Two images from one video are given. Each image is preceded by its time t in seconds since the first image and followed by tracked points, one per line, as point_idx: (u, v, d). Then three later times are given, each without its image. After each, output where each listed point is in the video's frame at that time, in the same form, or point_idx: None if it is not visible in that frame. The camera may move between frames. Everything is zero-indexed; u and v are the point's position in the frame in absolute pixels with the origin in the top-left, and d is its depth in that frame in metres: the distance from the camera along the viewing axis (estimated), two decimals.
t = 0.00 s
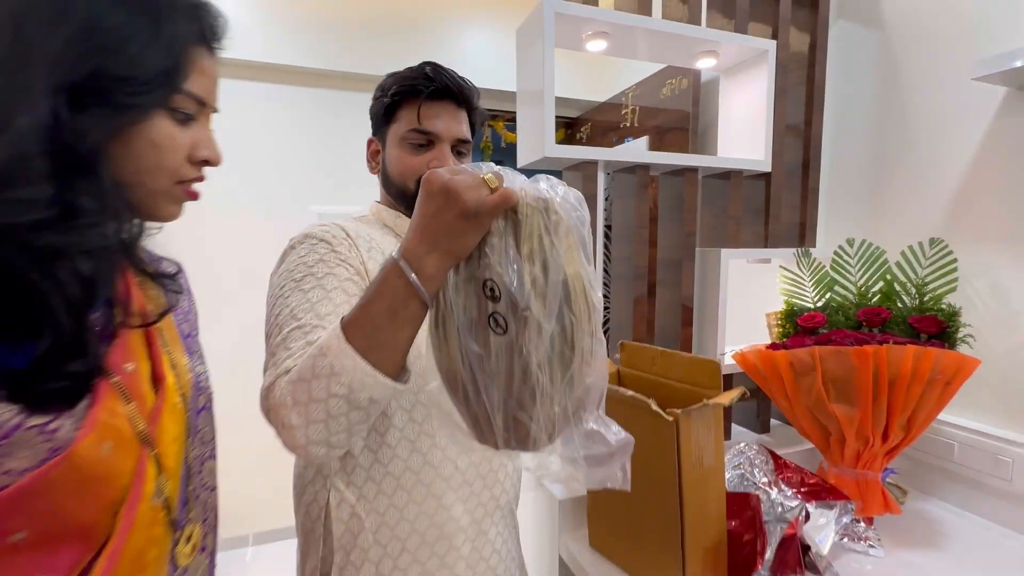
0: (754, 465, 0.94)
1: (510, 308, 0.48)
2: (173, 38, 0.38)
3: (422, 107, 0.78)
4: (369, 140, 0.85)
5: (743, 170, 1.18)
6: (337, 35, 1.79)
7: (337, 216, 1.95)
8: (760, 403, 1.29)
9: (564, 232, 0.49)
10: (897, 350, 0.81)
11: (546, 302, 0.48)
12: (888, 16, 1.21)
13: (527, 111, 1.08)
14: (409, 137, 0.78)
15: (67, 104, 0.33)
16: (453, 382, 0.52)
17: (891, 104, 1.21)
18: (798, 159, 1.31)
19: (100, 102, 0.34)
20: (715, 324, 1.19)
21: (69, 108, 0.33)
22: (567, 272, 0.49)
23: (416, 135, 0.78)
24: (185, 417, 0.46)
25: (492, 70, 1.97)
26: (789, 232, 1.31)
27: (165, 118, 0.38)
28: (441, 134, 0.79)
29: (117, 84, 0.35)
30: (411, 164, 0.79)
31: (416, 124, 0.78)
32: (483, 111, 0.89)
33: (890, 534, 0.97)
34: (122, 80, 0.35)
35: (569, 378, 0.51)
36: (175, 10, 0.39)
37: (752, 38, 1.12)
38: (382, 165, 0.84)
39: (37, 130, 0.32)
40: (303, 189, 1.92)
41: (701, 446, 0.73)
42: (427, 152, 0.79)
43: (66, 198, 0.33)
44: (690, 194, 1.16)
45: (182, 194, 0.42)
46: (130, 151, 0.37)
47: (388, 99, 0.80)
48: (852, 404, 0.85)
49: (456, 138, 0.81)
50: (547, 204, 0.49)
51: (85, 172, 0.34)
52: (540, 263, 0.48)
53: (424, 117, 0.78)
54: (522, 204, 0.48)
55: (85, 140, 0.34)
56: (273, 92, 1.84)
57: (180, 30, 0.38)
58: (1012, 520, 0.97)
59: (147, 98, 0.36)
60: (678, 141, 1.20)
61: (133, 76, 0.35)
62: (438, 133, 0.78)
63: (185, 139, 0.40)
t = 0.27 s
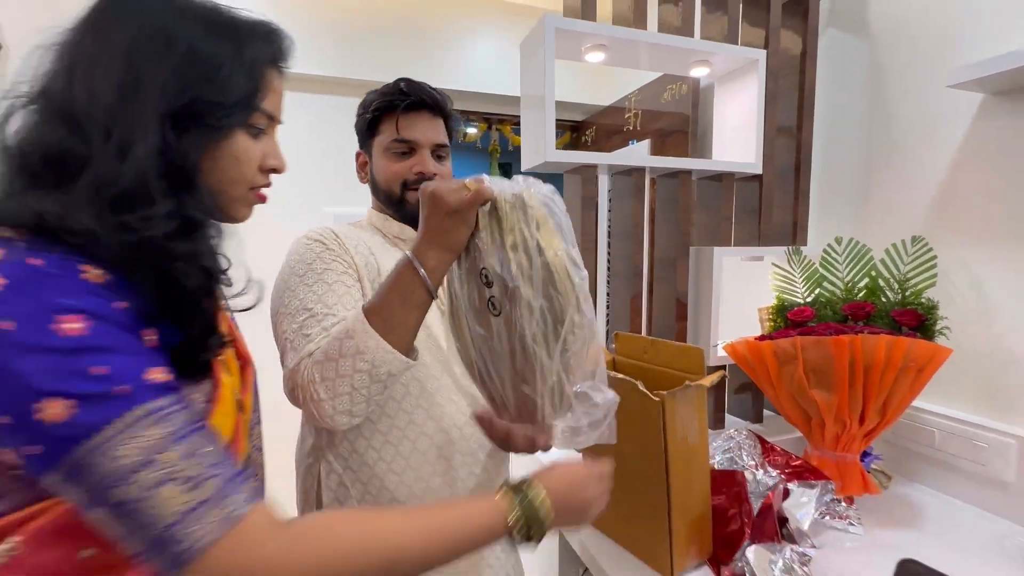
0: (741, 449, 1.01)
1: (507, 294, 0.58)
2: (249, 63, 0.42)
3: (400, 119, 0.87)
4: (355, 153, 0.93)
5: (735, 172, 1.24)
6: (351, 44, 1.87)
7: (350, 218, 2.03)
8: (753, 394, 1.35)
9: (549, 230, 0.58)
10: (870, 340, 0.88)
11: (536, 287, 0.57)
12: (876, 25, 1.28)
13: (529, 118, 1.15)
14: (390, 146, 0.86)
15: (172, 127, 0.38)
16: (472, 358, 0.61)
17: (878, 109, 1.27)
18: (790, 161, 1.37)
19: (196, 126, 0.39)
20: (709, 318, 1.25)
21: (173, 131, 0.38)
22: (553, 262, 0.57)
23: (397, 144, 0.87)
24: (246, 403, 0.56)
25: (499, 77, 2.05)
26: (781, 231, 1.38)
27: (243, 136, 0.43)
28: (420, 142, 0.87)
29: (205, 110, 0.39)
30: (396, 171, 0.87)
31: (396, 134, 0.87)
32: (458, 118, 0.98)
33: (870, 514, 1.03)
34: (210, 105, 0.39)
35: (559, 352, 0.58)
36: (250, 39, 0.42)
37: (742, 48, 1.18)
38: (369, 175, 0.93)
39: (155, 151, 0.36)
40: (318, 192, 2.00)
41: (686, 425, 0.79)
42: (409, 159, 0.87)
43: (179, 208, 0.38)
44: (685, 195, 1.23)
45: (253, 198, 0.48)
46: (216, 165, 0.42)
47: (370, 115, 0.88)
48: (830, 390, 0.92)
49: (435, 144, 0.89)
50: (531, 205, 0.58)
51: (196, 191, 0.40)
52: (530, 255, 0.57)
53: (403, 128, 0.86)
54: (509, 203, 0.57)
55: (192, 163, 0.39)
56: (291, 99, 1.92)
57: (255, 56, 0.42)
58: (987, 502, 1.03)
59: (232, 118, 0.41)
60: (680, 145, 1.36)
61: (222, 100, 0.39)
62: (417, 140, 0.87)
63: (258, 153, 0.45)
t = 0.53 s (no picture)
0: (735, 441, 1.06)
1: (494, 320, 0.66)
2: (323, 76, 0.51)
3: (395, 135, 0.97)
4: (356, 167, 1.04)
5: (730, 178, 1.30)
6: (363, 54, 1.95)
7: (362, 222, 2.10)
8: (750, 391, 1.41)
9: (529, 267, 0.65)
10: (853, 336, 0.93)
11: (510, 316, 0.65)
12: (867, 36, 1.33)
13: (533, 128, 1.22)
14: (388, 161, 0.96)
15: (270, 145, 0.49)
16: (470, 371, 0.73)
17: (869, 117, 1.32)
18: (785, 168, 1.42)
19: (286, 139, 0.49)
20: (705, 318, 1.31)
21: (269, 148, 0.49)
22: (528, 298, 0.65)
23: (395, 158, 0.97)
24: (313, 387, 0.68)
25: (507, 85, 2.12)
26: (777, 234, 1.43)
27: (321, 144, 0.52)
28: (416, 154, 0.97)
29: (293, 124, 0.49)
30: (396, 183, 0.97)
31: (393, 150, 0.98)
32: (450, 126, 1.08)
33: (857, 504, 1.08)
34: (297, 120, 0.49)
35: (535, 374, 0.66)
36: (324, 53, 0.51)
37: (736, 61, 1.24)
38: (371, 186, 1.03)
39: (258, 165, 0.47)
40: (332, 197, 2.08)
41: (676, 416, 0.86)
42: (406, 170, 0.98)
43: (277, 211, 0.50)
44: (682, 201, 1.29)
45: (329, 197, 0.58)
46: (303, 170, 0.52)
47: (369, 131, 0.99)
48: (816, 384, 0.97)
49: (429, 156, 0.99)
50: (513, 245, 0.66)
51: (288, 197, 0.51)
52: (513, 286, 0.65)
53: (399, 143, 0.97)
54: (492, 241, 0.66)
55: (284, 172, 0.50)
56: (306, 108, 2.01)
57: (329, 67, 0.51)
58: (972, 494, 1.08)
59: (311, 130, 0.51)
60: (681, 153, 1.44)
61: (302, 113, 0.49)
62: (412, 153, 0.97)
63: (332, 161, 0.55)
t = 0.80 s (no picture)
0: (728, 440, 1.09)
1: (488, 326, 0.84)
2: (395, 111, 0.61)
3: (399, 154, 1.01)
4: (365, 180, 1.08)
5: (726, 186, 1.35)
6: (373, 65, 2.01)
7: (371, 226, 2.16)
8: (745, 391, 1.45)
9: (526, 294, 0.81)
10: (838, 338, 0.98)
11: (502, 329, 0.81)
12: (858, 49, 1.37)
13: (535, 140, 1.28)
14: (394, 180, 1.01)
15: (356, 172, 0.59)
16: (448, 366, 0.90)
17: (861, 127, 1.37)
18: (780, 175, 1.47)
19: (367, 167, 0.60)
20: (701, 320, 1.36)
21: (355, 175, 0.59)
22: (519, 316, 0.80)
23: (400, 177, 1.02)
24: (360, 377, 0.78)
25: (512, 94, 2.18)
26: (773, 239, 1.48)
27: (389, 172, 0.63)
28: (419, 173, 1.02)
29: (373, 154, 0.59)
30: (401, 200, 1.03)
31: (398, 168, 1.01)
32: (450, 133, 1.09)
33: (847, 499, 1.12)
34: (376, 150, 0.59)
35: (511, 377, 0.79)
36: (393, 90, 0.61)
37: (731, 74, 1.29)
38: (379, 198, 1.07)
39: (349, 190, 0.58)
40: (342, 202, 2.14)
41: (649, 419, 0.89)
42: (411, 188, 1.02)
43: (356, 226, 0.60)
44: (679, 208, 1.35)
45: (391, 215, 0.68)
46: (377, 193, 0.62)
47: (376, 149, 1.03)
48: (804, 383, 1.02)
49: (432, 172, 1.03)
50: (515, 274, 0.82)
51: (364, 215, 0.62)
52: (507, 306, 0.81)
53: (403, 162, 1.01)
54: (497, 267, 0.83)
55: (366, 194, 0.61)
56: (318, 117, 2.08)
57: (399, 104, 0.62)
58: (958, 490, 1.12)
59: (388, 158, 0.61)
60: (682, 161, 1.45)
61: (382, 143, 0.60)
62: (417, 172, 1.02)
63: (391, 183, 0.64)
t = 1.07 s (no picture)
0: (723, 435, 1.10)
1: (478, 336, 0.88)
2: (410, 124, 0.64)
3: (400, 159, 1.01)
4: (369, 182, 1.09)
5: (721, 186, 1.37)
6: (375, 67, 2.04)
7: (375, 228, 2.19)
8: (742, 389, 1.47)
9: (516, 306, 0.85)
10: (829, 336, 1.00)
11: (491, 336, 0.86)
12: (853, 51, 1.39)
13: (533, 141, 1.30)
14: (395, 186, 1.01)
15: (367, 181, 0.62)
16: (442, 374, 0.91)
17: (856, 128, 1.38)
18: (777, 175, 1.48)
19: (377, 177, 0.62)
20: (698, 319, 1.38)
21: (366, 184, 0.62)
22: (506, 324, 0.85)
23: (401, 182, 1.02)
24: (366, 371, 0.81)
25: (514, 95, 2.21)
26: (769, 239, 1.49)
27: (397, 183, 0.65)
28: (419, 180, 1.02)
29: (385, 165, 0.62)
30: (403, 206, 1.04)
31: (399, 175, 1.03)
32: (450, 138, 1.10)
33: (839, 495, 1.14)
34: (388, 161, 0.62)
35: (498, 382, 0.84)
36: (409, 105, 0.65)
37: (726, 75, 1.31)
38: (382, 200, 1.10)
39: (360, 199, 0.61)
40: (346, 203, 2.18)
41: (613, 447, 0.88)
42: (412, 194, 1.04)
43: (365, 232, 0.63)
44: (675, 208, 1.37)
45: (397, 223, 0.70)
46: (384, 204, 0.65)
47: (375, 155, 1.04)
48: (796, 380, 1.04)
49: (432, 177, 1.03)
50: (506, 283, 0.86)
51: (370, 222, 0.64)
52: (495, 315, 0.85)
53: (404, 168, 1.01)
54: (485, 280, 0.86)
55: (374, 203, 0.63)
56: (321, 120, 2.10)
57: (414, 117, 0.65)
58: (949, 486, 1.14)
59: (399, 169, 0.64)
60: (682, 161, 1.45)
61: (395, 154, 0.63)
62: (418, 178, 1.02)
63: (400, 193, 0.67)
